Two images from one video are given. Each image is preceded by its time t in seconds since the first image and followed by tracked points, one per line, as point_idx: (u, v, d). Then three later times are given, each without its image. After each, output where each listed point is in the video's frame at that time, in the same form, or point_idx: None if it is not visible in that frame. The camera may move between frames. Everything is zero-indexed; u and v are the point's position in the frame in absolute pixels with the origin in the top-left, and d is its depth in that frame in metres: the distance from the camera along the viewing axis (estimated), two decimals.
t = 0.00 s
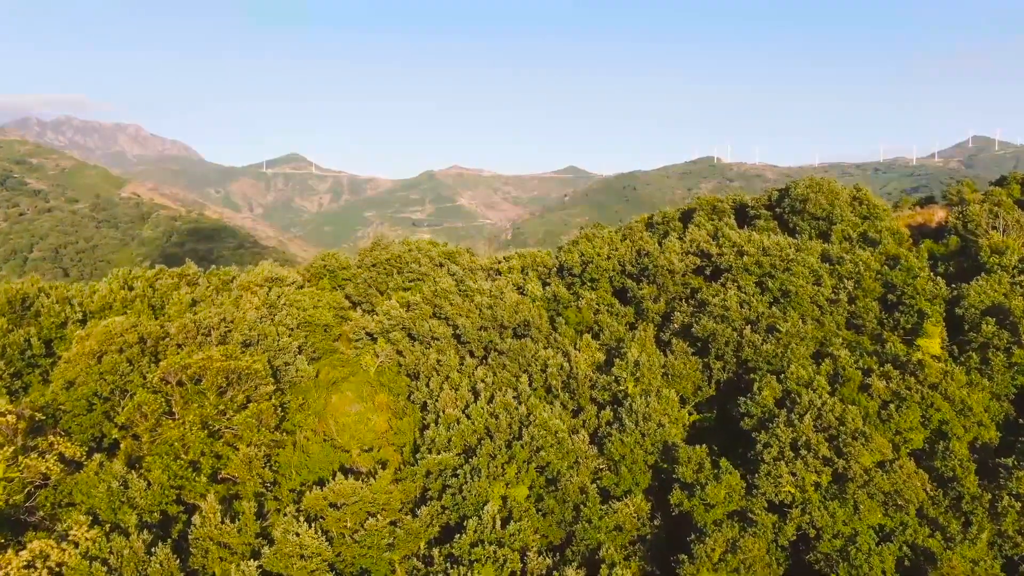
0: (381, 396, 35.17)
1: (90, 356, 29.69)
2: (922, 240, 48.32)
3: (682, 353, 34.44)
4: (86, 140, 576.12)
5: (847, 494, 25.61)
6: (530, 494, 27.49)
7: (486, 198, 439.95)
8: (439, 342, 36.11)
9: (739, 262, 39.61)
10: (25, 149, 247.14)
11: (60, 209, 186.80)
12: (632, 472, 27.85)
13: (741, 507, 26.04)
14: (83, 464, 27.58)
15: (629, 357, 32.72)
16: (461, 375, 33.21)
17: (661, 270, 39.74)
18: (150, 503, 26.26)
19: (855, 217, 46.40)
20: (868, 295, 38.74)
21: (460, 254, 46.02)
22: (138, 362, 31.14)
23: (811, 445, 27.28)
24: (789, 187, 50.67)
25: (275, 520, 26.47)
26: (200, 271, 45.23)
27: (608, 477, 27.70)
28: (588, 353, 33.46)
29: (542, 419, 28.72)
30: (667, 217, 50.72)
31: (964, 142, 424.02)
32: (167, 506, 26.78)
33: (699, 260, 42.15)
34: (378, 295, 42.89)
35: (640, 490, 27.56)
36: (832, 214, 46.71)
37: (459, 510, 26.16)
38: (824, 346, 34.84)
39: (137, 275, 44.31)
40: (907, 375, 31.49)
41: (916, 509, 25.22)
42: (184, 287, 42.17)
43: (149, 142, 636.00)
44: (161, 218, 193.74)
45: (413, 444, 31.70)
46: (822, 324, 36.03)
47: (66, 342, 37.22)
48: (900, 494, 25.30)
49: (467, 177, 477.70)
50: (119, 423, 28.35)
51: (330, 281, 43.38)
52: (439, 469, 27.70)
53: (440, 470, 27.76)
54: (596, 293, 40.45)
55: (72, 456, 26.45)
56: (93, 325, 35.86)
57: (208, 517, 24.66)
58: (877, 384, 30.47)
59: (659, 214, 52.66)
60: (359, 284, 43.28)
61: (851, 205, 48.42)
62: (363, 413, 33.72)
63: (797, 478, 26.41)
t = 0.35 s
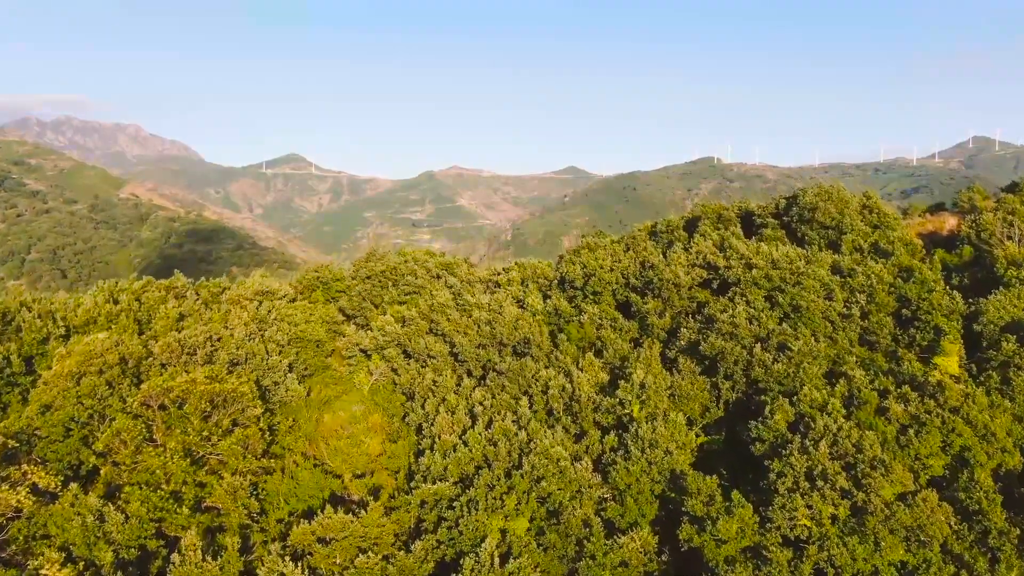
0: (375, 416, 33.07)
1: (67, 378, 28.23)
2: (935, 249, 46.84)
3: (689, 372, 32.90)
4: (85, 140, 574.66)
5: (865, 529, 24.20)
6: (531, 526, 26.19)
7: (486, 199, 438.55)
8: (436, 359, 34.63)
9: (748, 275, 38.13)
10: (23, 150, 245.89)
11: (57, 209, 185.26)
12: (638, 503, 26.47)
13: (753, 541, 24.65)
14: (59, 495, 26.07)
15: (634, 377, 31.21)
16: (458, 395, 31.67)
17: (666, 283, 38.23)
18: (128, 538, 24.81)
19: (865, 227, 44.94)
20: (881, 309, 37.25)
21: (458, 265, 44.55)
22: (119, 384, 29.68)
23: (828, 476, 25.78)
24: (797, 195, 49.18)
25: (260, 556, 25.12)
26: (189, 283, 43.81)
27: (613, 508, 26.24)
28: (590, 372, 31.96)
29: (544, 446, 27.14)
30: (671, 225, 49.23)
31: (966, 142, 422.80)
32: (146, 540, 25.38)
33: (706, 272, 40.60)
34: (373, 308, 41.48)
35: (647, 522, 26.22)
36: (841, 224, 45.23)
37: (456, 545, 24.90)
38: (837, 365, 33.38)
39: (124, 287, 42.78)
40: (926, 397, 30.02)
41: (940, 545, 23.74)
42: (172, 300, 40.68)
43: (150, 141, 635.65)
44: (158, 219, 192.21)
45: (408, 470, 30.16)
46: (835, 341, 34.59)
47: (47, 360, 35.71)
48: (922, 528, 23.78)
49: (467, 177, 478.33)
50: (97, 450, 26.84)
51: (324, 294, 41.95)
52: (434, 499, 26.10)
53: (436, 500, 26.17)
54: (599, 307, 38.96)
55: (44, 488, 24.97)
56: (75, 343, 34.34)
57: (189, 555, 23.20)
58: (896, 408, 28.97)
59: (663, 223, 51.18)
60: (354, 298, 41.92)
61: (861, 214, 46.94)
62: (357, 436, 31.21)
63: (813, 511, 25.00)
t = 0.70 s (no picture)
0: (368, 438, 31.00)
1: (44, 400, 26.95)
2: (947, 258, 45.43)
3: (697, 392, 31.41)
4: (84, 141, 573.17)
5: (888, 567, 22.71)
6: (532, 559, 24.83)
7: (486, 199, 437.15)
8: (432, 377, 33.17)
9: (756, 288, 36.77)
10: (20, 150, 244.56)
11: (54, 210, 183.85)
12: (644, 533, 24.96)
13: None
14: (33, 526, 24.65)
15: (638, 398, 29.81)
16: (454, 417, 30.16)
17: (672, 296, 36.77)
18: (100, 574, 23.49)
19: (876, 236, 43.58)
20: (894, 324, 35.87)
21: (456, 276, 43.24)
22: (99, 406, 28.40)
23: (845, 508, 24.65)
24: (804, 203, 47.80)
25: None
26: (177, 294, 42.47)
27: (618, 540, 24.90)
28: (593, 392, 30.56)
29: (545, 473, 25.75)
30: (675, 234, 47.86)
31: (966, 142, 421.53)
32: None
33: (712, 284, 38.98)
34: (368, 322, 40.18)
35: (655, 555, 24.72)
36: (851, 233, 43.87)
37: None
38: (850, 384, 32.03)
39: (110, 298, 41.31)
40: (945, 421, 28.64)
41: None
42: (159, 313, 39.34)
43: (149, 141, 634.58)
44: (156, 220, 190.77)
45: (401, 498, 28.49)
46: (848, 359, 33.23)
47: (28, 377, 34.34)
48: (947, 565, 22.31)
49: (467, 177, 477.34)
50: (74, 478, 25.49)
51: (317, 306, 40.61)
52: (429, 529, 24.70)
53: (432, 531, 24.84)
54: (602, 321, 37.57)
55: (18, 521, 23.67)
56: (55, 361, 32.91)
57: None
58: (914, 431, 27.56)
59: (667, 231, 49.82)
60: (348, 311, 40.69)
61: (871, 222, 45.58)
62: (349, 456, 29.57)
63: (829, 544, 23.65)
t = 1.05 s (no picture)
0: (360, 463, 29.14)
1: (16, 428, 25.36)
2: (961, 268, 43.85)
3: (706, 416, 29.87)
4: (83, 141, 571.94)
5: None
6: None
7: (486, 200, 435.86)
8: (426, 397, 31.36)
9: (766, 304, 35.24)
10: (18, 151, 243.43)
11: (51, 211, 182.69)
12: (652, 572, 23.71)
13: None
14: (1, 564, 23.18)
15: (644, 423, 28.28)
16: (451, 442, 28.58)
17: (678, 312, 35.26)
18: None
19: (888, 247, 42.01)
20: (911, 342, 34.34)
21: (454, 290, 41.84)
22: (76, 433, 26.94)
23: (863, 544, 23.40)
24: (814, 212, 46.28)
25: None
26: (165, 308, 41.02)
27: None
28: (597, 416, 29.07)
29: (545, 507, 24.12)
30: (680, 244, 46.43)
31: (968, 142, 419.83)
32: None
33: (720, 298, 37.41)
34: (362, 338, 38.70)
35: None
36: (863, 244, 42.32)
37: None
38: (866, 408, 30.54)
39: (95, 313, 39.88)
40: (970, 448, 26.96)
41: None
42: (145, 329, 37.89)
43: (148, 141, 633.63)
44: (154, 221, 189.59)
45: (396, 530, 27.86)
46: (864, 379, 31.72)
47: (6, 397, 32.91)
48: None
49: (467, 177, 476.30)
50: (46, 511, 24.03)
51: (310, 321, 39.09)
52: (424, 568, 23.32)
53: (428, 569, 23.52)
54: (605, 337, 36.06)
55: None
56: (33, 381, 31.49)
57: None
58: (937, 460, 26.03)
59: (671, 240, 48.38)
60: (341, 326, 39.17)
61: (882, 232, 44.05)
62: (340, 483, 28.28)
63: None
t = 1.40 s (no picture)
0: (351, 488, 28.64)
1: None
2: (975, 279, 42.31)
3: (715, 440, 28.42)
4: (83, 141, 570.61)
5: None
6: None
7: (485, 200, 434.48)
8: (420, 417, 29.80)
9: (776, 320, 33.87)
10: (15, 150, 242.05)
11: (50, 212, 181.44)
12: None
13: None
14: None
15: (650, 449, 26.90)
16: (447, 468, 27.11)
17: (685, 328, 33.85)
18: None
19: (900, 258, 40.57)
20: (926, 360, 32.92)
21: (452, 304, 40.56)
22: (51, 460, 25.49)
23: None
24: (823, 221, 44.92)
25: None
26: (152, 321, 39.61)
27: None
28: (600, 441, 27.67)
29: (546, 542, 22.78)
30: (685, 253, 45.10)
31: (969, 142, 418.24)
32: None
33: (728, 313, 36.02)
34: (356, 353, 37.33)
35: None
36: (874, 255, 40.88)
37: None
38: (882, 431, 29.14)
39: (80, 326, 38.46)
40: (995, 476, 25.48)
41: None
42: (130, 344, 36.43)
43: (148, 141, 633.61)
44: (153, 222, 188.29)
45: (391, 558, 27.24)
46: (879, 400, 30.30)
47: None
48: None
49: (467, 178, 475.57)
50: (15, 546, 22.55)
51: (302, 335, 37.70)
52: None
53: None
54: (608, 354, 34.72)
55: None
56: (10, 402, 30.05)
57: None
58: (960, 491, 24.60)
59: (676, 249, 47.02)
60: (335, 341, 37.83)
61: (893, 241, 42.67)
62: (329, 511, 27.46)
63: None
